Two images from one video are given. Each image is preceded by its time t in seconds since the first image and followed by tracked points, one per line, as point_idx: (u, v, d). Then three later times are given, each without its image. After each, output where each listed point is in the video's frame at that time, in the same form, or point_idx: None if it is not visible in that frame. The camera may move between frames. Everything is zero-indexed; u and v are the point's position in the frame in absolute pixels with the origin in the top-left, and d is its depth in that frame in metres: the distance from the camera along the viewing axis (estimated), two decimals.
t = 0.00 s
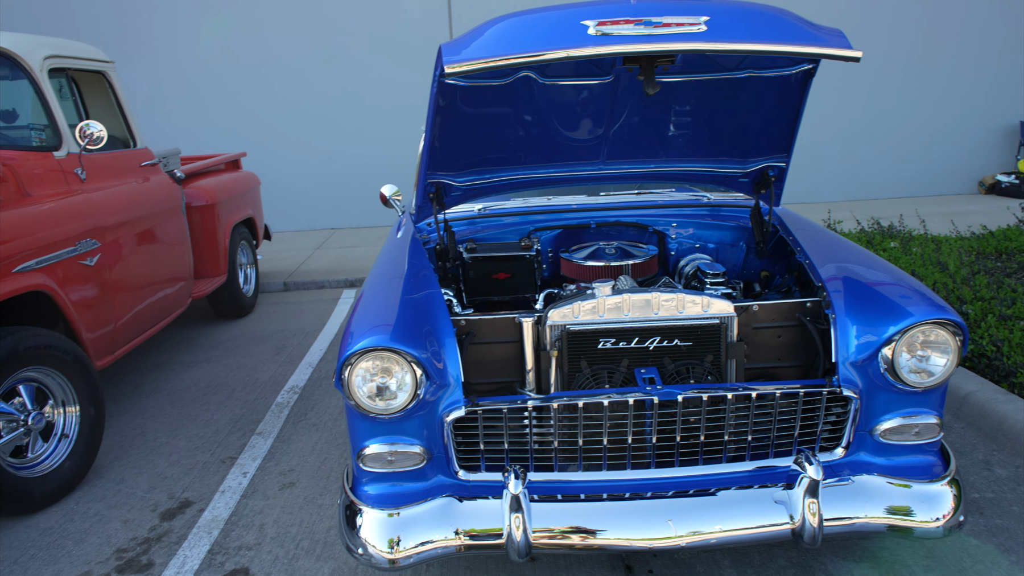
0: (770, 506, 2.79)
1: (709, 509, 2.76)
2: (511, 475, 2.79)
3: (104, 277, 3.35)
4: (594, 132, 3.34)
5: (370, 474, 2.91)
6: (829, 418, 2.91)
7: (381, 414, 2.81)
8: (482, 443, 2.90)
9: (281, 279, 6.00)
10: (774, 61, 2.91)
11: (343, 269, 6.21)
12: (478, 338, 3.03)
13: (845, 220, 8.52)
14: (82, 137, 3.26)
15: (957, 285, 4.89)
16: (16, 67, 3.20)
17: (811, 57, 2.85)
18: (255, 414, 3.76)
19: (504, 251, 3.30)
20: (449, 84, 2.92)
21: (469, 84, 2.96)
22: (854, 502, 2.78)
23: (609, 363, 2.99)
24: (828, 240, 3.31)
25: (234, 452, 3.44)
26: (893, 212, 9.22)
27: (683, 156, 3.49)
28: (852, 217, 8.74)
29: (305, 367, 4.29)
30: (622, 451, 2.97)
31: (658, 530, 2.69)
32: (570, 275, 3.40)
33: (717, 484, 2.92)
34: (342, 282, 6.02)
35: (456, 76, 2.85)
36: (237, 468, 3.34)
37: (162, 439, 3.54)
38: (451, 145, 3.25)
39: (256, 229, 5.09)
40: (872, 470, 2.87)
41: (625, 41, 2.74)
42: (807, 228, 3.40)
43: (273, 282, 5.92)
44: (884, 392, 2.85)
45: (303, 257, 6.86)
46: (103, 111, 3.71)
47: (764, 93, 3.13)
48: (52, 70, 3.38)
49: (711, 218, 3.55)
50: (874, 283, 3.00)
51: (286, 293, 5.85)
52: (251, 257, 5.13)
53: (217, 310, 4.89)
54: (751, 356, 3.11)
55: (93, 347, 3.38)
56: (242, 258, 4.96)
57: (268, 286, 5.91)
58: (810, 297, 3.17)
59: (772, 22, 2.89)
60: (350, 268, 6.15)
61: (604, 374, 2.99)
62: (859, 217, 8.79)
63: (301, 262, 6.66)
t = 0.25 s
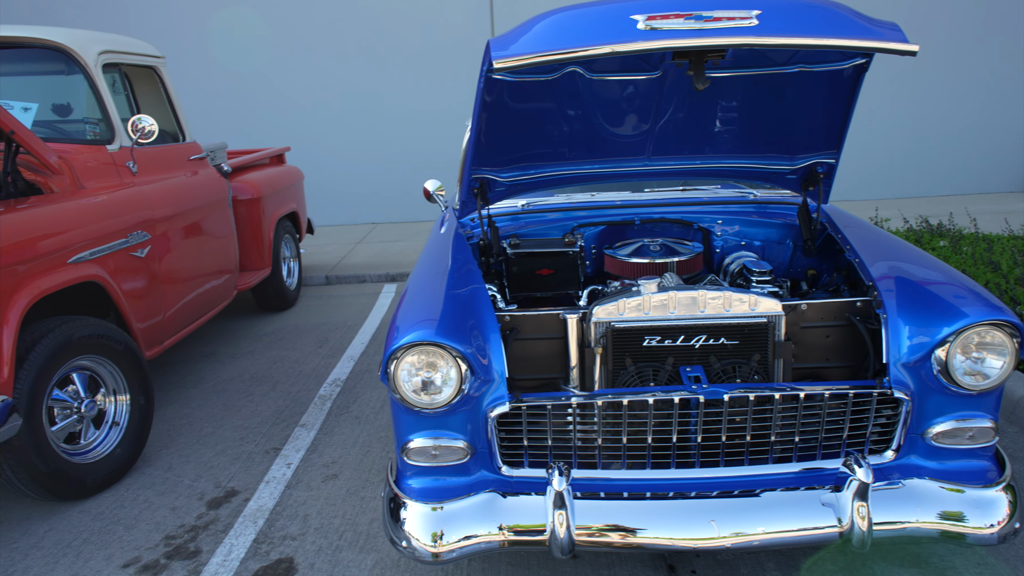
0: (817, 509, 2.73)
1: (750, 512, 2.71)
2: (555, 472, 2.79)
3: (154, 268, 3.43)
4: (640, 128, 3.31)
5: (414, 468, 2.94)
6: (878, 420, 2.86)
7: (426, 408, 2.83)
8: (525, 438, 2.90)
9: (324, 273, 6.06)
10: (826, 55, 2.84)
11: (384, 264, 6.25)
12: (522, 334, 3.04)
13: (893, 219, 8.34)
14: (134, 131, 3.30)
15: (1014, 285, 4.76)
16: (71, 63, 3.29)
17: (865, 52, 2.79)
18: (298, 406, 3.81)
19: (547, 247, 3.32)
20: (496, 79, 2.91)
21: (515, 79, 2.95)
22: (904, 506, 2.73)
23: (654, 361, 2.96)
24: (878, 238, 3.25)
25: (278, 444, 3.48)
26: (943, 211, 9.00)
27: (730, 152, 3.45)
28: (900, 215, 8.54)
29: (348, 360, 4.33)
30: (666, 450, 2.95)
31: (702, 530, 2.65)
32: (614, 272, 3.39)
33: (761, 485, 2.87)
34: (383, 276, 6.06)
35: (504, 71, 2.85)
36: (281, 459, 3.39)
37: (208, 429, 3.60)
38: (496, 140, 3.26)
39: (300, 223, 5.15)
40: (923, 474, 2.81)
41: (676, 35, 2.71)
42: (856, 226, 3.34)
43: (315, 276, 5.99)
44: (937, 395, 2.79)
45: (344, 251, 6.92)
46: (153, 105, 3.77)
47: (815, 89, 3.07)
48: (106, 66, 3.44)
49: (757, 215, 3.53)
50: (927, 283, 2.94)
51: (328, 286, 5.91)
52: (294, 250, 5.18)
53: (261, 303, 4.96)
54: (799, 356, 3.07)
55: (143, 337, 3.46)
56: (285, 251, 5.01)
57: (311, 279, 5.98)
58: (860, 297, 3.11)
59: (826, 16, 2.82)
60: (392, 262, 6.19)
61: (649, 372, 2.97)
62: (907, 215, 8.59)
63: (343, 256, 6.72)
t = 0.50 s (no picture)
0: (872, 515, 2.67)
1: (800, 517, 2.65)
2: (604, 473, 2.76)
3: (205, 266, 3.49)
4: (689, 127, 3.27)
5: (462, 466, 2.96)
6: (937, 426, 2.77)
7: (474, 407, 2.84)
8: (573, 438, 2.89)
9: (369, 271, 6.12)
10: (885, 52, 2.77)
11: (428, 263, 6.28)
12: (570, 333, 3.05)
13: (948, 220, 8.13)
14: (187, 132, 3.35)
15: None
16: (128, 64, 3.33)
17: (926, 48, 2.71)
18: (345, 403, 3.84)
19: (595, 247, 3.32)
20: (546, 77, 2.91)
21: (566, 78, 2.94)
22: (965, 514, 2.65)
23: (705, 362, 2.93)
24: (936, 239, 3.17)
25: (325, 440, 3.52)
26: (999, 212, 8.73)
27: (781, 151, 3.40)
28: (955, 216, 8.32)
29: (394, 358, 4.36)
30: (716, 452, 2.91)
31: (751, 534, 2.60)
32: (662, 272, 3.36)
33: (814, 490, 2.78)
34: (427, 275, 6.09)
35: (554, 70, 2.84)
36: (328, 455, 3.42)
37: (257, 424, 3.66)
38: (545, 139, 3.26)
39: (346, 221, 5.21)
40: (984, 482, 2.73)
41: (731, 32, 2.66)
42: (913, 226, 3.27)
43: (361, 274, 6.05)
44: (998, 400, 2.70)
45: (389, 250, 6.98)
46: (205, 106, 3.84)
47: (872, 86, 3.00)
48: (161, 67, 3.49)
49: (809, 215, 3.49)
50: (988, 285, 2.85)
51: (373, 285, 5.96)
52: (340, 249, 5.23)
53: (307, 301, 5.02)
54: (853, 359, 3.01)
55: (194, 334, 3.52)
56: (332, 250, 5.06)
57: (357, 278, 6.04)
58: (916, 298, 3.05)
59: (886, 12, 2.75)
60: (436, 261, 6.21)
61: (700, 373, 2.94)
62: (962, 216, 8.36)
63: (387, 254, 6.78)
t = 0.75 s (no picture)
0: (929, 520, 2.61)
1: (861, 520, 2.60)
2: (652, 472, 2.72)
3: (255, 262, 3.54)
4: (739, 123, 3.23)
5: (510, 463, 2.95)
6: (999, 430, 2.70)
7: (523, 404, 2.84)
8: (622, 437, 2.86)
9: (413, 268, 6.16)
10: (947, 44, 2.69)
11: (472, 259, 6.29)
12: (619, 331, 3.02)
13: (1007, 219, 7.88)
14: (239, 129, 3.41)
15: None
16: (182, 63, 3.37)
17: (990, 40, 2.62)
18: (390, 398, 3.87)
19: (643, 244, 3.30)
20: (597, 72, 2.89)
21: (616, 73, 2.92)
22: None
23: (756, 361, 2.90)
24: (996, 236, 3.08)
25: (371, 435, 3.54)
26: None
27: (835, 147, 3.33)
28: (1014, 215, 8.06)
29: (438, 354, 4.37)
30: (767, 454, 2.87)
31: (802, 537, 2.57)
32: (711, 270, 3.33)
33: (868, 493, 2.71)
34: (471, 272, 6.10)
35: (605, 65, 2.82)
36: (375, 449, 3.45)
37: (305, 418, 3.70)
38: (594, 136, 3.25)
39: (391, 218, 5.25)
40: None
41: (788, 26, 2.62)
42: (971, 223, 3.18)
43: (405, 271, 6.09)
44: None
45: (433, 247, 7.02)
46: (257, 104, 3.89)
47: (933, 80, 2.92)
48: (214, 66, 3.54)
49: (864, 213, 3.38)
50: None
51: (418, 281, 6.00)
52: (385, 245, 5.27)
53: (353, 296, 5.07)
54: (910, 360, 2.94)
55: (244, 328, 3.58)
56: (377, 246, 5.10)
57: (402, 274, 6.08)
58: (975, 298, 2.96)
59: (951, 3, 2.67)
60: (480, 258, 6.22)
61: (751, 373, 2.90)
62: (1020, 215, 8.10)
63: (431, 251, 6.82)
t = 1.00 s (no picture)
0: (976, 529, 2.54)
1: (900, 527, 2.54)
2: (691, 474, 2.73)
3: (293, 262, 3.58)
4: (780, 123, 3.20)
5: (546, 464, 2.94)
6: None
7: (560, 405, 2.83)
8: (660, 440, 2.82)
9: (447, 268, 6.19)
10: (997, 42, 2.60)
11: (506, 260, 6.30)
12: (657, 332, 3.01)
13: None
14: (279, 130, 3.45)
15: None
16: (223, 65, 3.43)
17: None
18: (425, 398, 3.88)
19: (681, 245, 3.27)
20: (637, 72, 2.90)
21: (656, 73, 2.91)
22: None
23: (796, 364, 2.85)
24: None
25: (406, 434, 3.56)
26: None
27: (877, 147, 3.29)
28: None
29: (472, 354, 4.38)
30: (808, 456, 2.79)
31: (841, 543, 2.52)
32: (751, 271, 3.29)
33: (911, 499, 2.66)
34: (505, 272, 6.11)
35: (645, 65, 2.82)
36: (410, 448, 3.46)
37: (340, 417, 3.73)
38: (633, 136, 3.24)
39: (426, 219, 5.28)
40: None
41: (833, 24, 2.59)
42: (1020, 224, 3.10)
43: (439, 271, 6.12)
44: None
45: (467, 247, 7.04)
46: (296, 105, 3.92)
47: (982, 79, 2.84)
48: (255, 67, 3.58)
49: (907, 214, 3.32)
50: None
51: (452, 281, 6.02)
52: (420, 246, 5.31)
53: (388, 296, 5.12)
54: (956, 365, 2.88)
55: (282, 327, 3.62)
56: (412, 246, 5.14)
57: (437, 274, 6.11)
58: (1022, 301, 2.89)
59: None
60: (514, 259, 6.23)
61: (791, 376, 2.86)
62: None
63: (466, 251, 6.84)
